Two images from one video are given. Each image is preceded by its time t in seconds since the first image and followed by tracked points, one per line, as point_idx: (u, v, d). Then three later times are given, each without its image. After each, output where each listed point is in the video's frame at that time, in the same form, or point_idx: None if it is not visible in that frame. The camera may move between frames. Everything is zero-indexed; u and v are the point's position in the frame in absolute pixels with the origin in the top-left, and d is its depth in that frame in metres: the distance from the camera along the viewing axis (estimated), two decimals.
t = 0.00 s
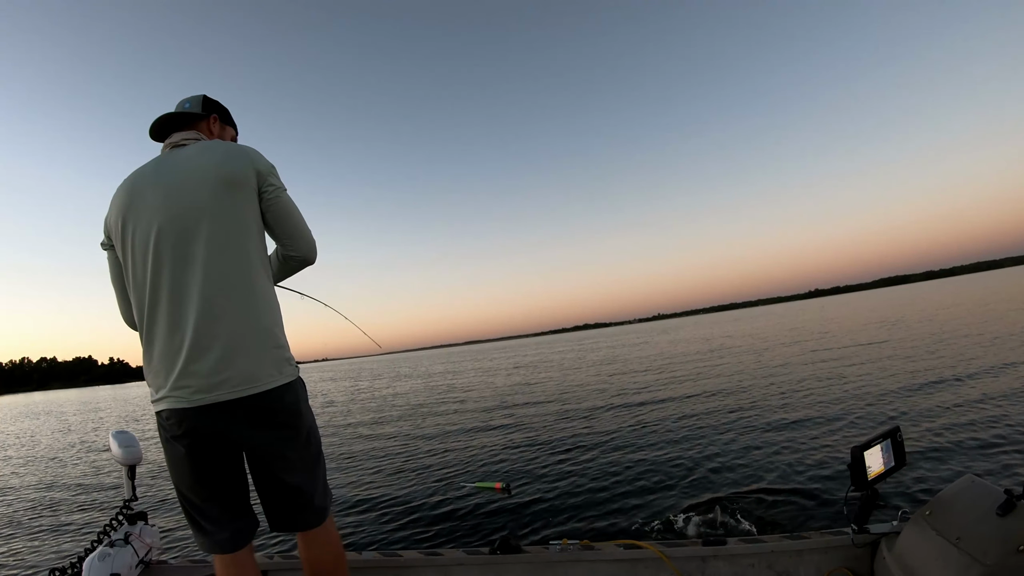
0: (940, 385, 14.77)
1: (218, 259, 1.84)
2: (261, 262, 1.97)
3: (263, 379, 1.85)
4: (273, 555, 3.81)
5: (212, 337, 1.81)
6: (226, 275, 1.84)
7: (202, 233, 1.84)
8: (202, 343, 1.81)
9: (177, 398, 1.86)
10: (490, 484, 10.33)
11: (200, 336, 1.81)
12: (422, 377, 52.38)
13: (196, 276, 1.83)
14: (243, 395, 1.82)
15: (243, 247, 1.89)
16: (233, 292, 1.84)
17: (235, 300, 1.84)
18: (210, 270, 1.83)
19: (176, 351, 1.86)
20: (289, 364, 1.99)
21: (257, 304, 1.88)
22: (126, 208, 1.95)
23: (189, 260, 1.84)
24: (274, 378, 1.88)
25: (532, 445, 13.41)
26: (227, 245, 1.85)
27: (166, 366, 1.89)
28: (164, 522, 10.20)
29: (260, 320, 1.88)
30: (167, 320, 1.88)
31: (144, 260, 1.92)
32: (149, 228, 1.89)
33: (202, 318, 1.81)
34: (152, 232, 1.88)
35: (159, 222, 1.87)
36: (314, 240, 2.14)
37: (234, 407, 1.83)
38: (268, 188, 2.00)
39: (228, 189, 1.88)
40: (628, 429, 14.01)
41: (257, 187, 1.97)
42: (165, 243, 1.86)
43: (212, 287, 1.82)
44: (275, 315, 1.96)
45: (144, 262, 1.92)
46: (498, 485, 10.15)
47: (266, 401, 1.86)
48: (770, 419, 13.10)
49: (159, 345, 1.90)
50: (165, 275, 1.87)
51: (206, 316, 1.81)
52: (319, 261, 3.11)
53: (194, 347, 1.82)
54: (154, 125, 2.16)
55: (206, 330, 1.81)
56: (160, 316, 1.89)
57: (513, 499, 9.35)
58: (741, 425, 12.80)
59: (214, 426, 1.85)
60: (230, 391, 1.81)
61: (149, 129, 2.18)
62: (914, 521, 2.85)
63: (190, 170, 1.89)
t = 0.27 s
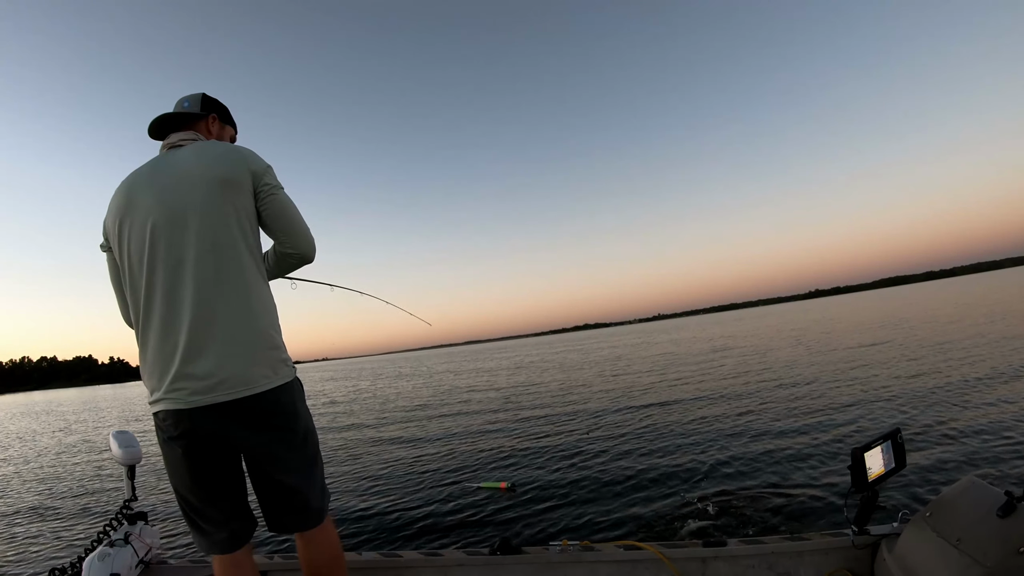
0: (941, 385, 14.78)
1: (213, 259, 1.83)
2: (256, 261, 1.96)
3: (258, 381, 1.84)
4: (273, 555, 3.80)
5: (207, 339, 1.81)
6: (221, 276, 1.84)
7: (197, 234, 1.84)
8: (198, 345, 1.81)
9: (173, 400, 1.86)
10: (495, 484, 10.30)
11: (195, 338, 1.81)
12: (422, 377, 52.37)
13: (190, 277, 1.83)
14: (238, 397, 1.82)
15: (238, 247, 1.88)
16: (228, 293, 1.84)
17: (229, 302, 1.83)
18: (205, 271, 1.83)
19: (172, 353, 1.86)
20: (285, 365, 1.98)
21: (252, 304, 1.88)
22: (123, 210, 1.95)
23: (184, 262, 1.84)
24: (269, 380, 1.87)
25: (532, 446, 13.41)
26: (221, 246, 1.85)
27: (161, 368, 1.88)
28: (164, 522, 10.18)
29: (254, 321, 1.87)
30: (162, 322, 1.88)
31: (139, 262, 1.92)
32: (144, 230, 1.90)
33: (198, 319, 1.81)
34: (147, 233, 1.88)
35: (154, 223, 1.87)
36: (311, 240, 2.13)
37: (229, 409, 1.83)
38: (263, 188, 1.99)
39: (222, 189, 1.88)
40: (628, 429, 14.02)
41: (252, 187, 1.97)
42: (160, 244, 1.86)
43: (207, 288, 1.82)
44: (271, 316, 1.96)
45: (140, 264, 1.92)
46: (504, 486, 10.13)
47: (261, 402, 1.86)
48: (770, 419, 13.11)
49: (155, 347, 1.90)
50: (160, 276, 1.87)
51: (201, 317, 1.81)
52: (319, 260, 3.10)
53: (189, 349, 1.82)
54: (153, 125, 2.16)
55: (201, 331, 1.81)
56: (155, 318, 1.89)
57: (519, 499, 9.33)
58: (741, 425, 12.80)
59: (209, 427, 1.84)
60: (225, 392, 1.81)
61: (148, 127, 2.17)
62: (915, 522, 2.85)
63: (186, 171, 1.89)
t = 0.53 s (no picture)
0: (941, 385, 14.80)
1: (207, 259, 1.84)
2: (251, 260, 1.96)
3: (253, 381, 1.84)
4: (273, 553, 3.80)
5: (201, 339, 1.81)
6: (216, 276, 1.84)
7: (191, 234, 1.84)
8: (193, 346, 1.82)
9: (169, 400, 1.86)
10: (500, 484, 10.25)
11: (191, 338, 1.81)
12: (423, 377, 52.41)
13: (185, 277, 1.83)
14: (233, 397, 1.82)
15: (233, 246, 1.88)
16: (223, 293, 1.84)
17: (223, 301, 1.84)
18: (200, 270, 1.83)
19: (167, 353, 1.86)
20: (281, 364, 1.98)
21: (247, 303, 1.88)
22: (120, 210, 1.96)
23: (179, 262, 1.84)
24: (264, 380, 1.87)
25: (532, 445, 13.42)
26: (216, 245, 1.85)
27: (158, 368, 1.89)
28: (164, 521, 10.19)
29: (249, 321, 1.87)
30: (158, 321, 1.88)
31: (136, 262, 1.92)
32: (140, 231, 1.90)
33: (193, 319, 1.82)
34: (142, 234, 1.89)
35: (150, 223, 1.87)
36: (307, 238, 2.13)
37: (225, 407, 1.83)
38: (258, 187, 1.99)
39: (217, 189, 1.88)
40: (627, 429, 14.02)
41: (246, 186, 1.96)
42: (155, 244, 1.86)
43: (202, 288, 1.82)
44: (266, 315, 1.96)
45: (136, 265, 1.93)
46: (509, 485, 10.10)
47: (258, 401, 1.86)
48: (770, 419, 13.11)
49: (151, 347, 1.90)
50: (156, 276, 1.87)
51: (196, 317, 1.81)
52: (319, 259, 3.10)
53: (185, 349, 1.82)
54: (153, 123, 2.16)
55: (197, 331, 1.81)
56: (151, 318, 1.90)
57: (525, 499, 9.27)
58: (741, 425, 12.80)
59: (206, 426, 1.85)
60: (221, 392, 1.81)
61: (147, 127, 2.18)
62: (914, 523, 2.85)
63: (180, 171, 1.89)
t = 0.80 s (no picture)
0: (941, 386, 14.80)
1: (208, 260, 1.84)
2: (252, 261, 1.97)
3: (252, 381, 1.84)
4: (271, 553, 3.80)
5: (202, 339, 1.82)
6: (216, 276, 1.84)
7: (192, 234, 1.85)
8: (193, 346, 1.82)
9: (170, 400, 1.86)
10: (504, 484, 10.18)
11: (191, 339, 1.82)
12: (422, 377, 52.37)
13: (186, 277, 1.83)
14: (233, 397, 1.82)
15: (234, 247, 1.89)
16: (223, 294, 1.84)
17: (223, 302, 1.84)
18: (200, 271, 1.83)
19: (168, 354, 1.86)
20: (281, 364, 1.98)
21: (247, 304, 1.88)
22: (122, 211, 1.96)
23: (179, 261, 1.84)
24: (264, 380, 1.87)
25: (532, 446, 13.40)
26: (217, 245, 1.85)
27: (158, 367, 1.89)
28: (162, 521, 10.17)
29: (249, 321, 1.87)
30: (159, 321, 1.88)
31: (137, 262, 1.93)
32: (141, 231, 1.90)
33: (194, 319, 1.82)
34: (143, 234, 1.89)
35: (151, 224, 1.88)
36: (307, 239, 2.13)
37: (225, 406, 1.83)
38: (259, 188, 2.00)
39: (219, 190, 1.88)
40: (626, 429, 14.01)
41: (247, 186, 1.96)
42: (156, 245, 1.87)
43: (203, 289, 1.82)
44: (266, 316, 1.96)
45: (138, 265, 1.93)
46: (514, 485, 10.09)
47: (257, 400, 1.86)
48: (770, 419, 13.10)
49: (152, 347, 1.90)
50: (157, 276, 1.87)
51: (196, 317, 1.82)
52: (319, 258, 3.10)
53: (185, 349, 1.82)
54: (154, 122, 2.17)
55: (197, 331, 1.82)
56: (152, 318, 1.90)
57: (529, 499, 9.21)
58: (740, 425, 12.80)
59: (206, 424, 1.85)
60: (221, 391, 1.81)
61: (149, 126, 2.18)
62: (913, 522, 2.86)
63: (182, 172, 1.90)
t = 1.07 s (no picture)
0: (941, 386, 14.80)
1: (211, 262, 1.83)
2: (255, 262, 1.97)
3: (255, 382, 1.84)
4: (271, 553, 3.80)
5: (205, 340, 1.81)
6: (220, 277, 1.84)
7: (196, 236, 1.84)
8: (197, 347, 1.82)
9: (173, 401, 1.86)
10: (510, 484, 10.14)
11: (194, 340, 1.82)
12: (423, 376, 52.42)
13: (190, 277, 1.83)
14: (236, 397, 1.82)
15: (236, 248, 1.88)
16: (225, 295, 1.84)
17: (226, 303, 1.83)
18: (204, 272, 1.83)
19: (171, 355, 1.87)
20: (284, 365, 1.98)
21: (250, 305, 1.88)
22: (125, 212, 1.96)
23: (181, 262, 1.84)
24: (267, 380, 1.87)
25: (532, 446, 13.41)
26: (220, 246, 1.85)
27: (161, 368, 1.89)
28: (162, 521, 10.17)
29: (252, 322, 1.87)
30: (163, 323, 1.88)
31: (141, 262, 1.93)
32: (145, 232, 1.90)
33: (197, 319, 1.82)
34: (148, 235, 1.89)
35: (155, 224, 1.88)
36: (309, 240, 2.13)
37: (227, 407, 1.83)
38: (263, 189, 2.00)
39: (222, 192, 1.88)
40: (626, 429, 14.02)
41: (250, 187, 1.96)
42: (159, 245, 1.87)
43: (206, 290, 1.82)
44: (269, 317, 1.96)
45: (141, 265, 1.93)
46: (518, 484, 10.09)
47: (259, 401, 1.86)
48: (770, 419, 13.11)
49: (155, 347, 1.90)
50: (161, 278, 1.87)
51: (200, 318, 1.81)
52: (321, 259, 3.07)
53: (188, 350, 1.82)
54: (157, 122, 2.17)
55: (201, 332, 1.82)
56: (156, 319, 1.90)
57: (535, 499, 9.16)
58: (740, 425, 12.80)
59: (208, 423, 1.85)
60: (224, 392, 1.81)
61: (153, 125, 2.18)
62: (913, 523, 2.85)
63: (186, 172, 1.89)
